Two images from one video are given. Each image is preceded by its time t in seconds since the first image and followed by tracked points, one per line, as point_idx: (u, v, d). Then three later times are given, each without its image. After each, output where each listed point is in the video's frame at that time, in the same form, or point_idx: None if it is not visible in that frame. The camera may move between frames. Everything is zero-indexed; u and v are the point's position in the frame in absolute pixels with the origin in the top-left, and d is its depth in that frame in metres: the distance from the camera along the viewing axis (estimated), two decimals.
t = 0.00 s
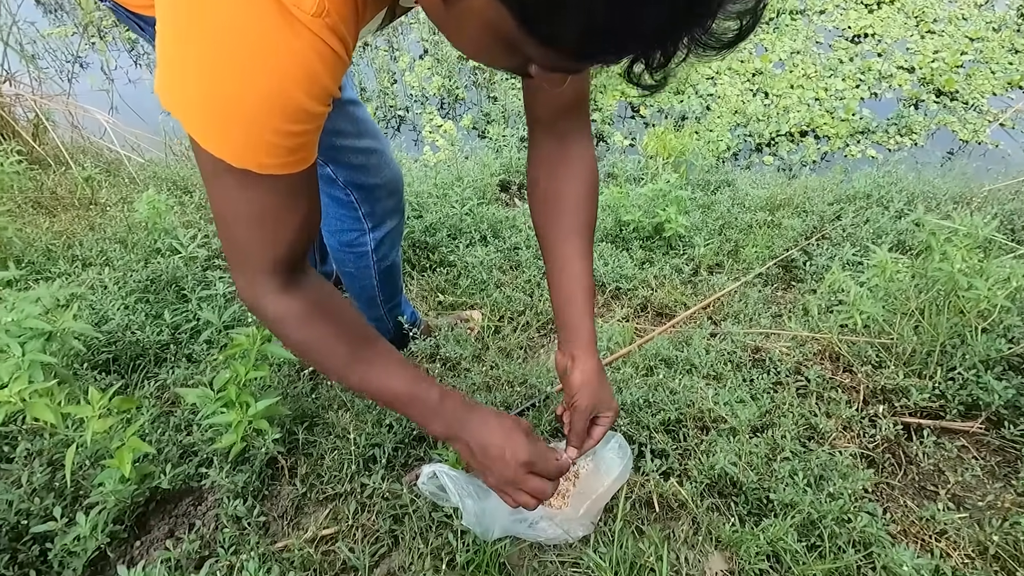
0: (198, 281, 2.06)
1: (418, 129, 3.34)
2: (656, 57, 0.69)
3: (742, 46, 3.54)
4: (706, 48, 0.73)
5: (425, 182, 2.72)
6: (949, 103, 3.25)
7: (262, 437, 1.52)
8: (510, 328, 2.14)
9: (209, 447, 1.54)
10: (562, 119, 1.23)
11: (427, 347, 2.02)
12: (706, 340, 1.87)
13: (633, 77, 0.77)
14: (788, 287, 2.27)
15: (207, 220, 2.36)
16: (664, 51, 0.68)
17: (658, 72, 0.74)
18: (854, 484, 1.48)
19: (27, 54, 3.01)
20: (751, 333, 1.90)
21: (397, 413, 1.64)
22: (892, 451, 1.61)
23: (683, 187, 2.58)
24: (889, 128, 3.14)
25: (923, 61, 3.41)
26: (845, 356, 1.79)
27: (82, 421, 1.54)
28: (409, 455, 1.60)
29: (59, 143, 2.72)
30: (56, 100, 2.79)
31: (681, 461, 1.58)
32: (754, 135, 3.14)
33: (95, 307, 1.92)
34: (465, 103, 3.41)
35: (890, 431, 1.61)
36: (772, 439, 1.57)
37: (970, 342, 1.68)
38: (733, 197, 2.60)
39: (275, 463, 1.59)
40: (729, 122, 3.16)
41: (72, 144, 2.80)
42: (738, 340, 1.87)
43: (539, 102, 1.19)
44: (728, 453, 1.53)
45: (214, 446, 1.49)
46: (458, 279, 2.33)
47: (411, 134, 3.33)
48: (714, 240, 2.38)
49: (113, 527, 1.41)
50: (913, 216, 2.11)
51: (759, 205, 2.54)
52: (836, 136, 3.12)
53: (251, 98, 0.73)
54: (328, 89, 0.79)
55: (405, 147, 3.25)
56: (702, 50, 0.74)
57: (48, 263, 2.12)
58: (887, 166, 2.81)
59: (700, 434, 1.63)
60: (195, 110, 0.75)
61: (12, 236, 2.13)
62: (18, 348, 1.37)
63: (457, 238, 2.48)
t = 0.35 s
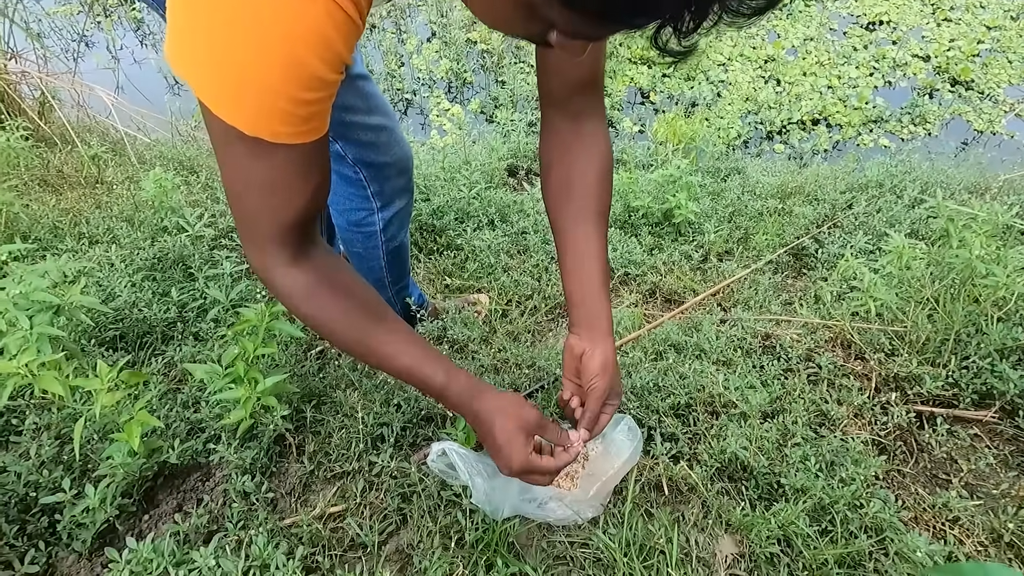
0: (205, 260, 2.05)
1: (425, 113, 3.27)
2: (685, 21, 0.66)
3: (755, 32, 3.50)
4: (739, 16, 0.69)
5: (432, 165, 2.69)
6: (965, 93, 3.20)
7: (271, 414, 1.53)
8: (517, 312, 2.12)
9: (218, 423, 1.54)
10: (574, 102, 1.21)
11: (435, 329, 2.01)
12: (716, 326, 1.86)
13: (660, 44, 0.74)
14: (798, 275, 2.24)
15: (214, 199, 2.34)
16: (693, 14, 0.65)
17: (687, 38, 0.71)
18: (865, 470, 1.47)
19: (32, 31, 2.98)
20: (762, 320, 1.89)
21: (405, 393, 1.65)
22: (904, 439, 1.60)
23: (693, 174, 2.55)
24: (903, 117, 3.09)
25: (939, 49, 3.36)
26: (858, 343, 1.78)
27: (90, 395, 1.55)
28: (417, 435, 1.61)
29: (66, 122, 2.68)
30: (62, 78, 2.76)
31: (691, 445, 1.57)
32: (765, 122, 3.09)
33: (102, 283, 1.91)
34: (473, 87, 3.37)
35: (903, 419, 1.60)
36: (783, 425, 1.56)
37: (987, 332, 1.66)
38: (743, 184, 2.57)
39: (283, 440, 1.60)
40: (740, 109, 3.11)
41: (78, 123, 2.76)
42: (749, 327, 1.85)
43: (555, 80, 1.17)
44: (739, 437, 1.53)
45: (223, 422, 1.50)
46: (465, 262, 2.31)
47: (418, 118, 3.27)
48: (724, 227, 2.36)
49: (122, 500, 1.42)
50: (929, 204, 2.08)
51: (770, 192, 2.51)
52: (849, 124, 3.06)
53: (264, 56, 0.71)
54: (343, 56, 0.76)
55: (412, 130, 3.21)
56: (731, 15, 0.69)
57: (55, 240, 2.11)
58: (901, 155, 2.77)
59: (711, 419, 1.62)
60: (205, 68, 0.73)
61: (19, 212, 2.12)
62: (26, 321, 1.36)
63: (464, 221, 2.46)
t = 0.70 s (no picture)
0: (219, 254, 2.07)
1: (438, 111, 3.27)
2: None
3: (770, 35, 3.48)
4: None
5: (445, 163, 2.69)
6: (983, 99, 3.17)
7: (284, 408, 1.54)
8: (528, 312, 2.12)
9: (231, 416, 1.56)
10: (585, 85, 1.22)
11: (445, 328, 2.01)
12: (727, 330, 1.85)
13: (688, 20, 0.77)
14: (811, 280, 2.23)
15: (229, 193, 2.35)
16: None
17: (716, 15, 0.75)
18: (878, 478, 1.46)
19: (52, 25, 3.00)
20: (774, 325, 1.88)
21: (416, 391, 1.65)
22: (917, 447, 1.59)
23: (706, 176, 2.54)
24: (919, 122, 3.07)
25: (957, 55, 3.33)
26: (871, 350, 1.77)
27: (106, 385, 1.57)
28: (427, 432, 1.62)
29: (84, 115, 2.70)
30: (80, 71, 2.76)
31: (701, 448, 1.57)
32: (779, 126, 3.08)
33: (118, 275, 1.93)
34: (486, 86, 3.37)
35: (916, 427, 1.59)
36: (795, 431, 1.56)
37: (1004, 342, 1.66)
38: (756, 187, 2.55)
39: (295, 434, 1.61)
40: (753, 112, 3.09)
41: (96, 115, 2.78)
42: (760, 332, 1.84)
43: (567, 58, 1.17)
44: (750, 441, 1.53)
45: (236, 415, 1.51)
46: (476, 260, 2.31)
47: (431, 116, 3.26)
48: (737, 230, 2.35)
49: (137, 490, 1.44)
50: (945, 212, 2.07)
51: (783, 197, 2.49)
52: (864, 130, 3.04)
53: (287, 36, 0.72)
54: (361, 35, 0.77)
55: (424, 128, 3.20)
56: None
57: (72, 232, 2.13)
58: (917, 161, 2.75)
59: (721, 423, 1.62)
60: (224, 52, 0.74)
61: (38, 203, 2.14)
62: (46, 310, 1.38)
63: (476, 220, 2.46)
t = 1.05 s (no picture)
0: (239, 259, 2.09)
1: (458, 123, 3.29)
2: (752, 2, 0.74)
3: (791, 57, 3.48)
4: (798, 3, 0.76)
5: (463, 175, 2.70)
6: (1007, 126, 3.14)
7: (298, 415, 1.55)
8: (540, 327, 2.13)
9: (246, 421, 1.57)
10: (575, 20, 1.29)
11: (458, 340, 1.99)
12: (740, 352, 1.85)
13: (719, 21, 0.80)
14: (826, 304, 2.22)
15: (251, 200, 2.38)
16: None
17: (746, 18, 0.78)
18: (891, 509, 1.45)
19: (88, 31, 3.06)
20: (788, 349, 1.86)
21: (428, 403, 1.67)
22: (931, 479, 1.58)
23: (723, 196, 2.53)
24: (941, 148, 3.05)
25: (981, 80, 3.31)
26: (886, 379, 1.76)
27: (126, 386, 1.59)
28: (438, 445, 1.63)
29: (114, 119, 2.75)
30: (113, 76, 2.79)
31: (711, 472, 1.57)
32: (798, 147, 3.06)
33: (141, 278, 1.96)
34: (506, 100, 3.39)
35: (931, 459, 1.57)
36: (806, 457, 1.55)
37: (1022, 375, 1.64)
38: (774, 208, 2.54)
39: (307, 441, 1.62)
40: (773, 133, 3.08)
41: (126, 120, 2.82)
42: (774, 355, 1.83)
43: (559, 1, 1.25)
44: (761, 467, 1.52)
45: (251, 421, 1.53)
46: (491, 273, 2.32)
47: (451, 128, 3.28)
48: (753, 251, 2.34)
49: (153, 491, 1.45)
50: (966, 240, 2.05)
51: (801, 219, 2.48)
52: (885, 153, 3.02)
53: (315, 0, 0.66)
54: None
55: (444, 140, 3.21)
56: None
57: (100, 234, 2.16)
58: (938, 186, 2.72)
59: (732, 447, 1.61)
60: (248, 19, 0.69)
61: (68, 205, 2.17)
62: (74, 311, 1.41)
63: (492, 233, 2.47)
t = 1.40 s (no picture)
0: (262, 282, 2.13)
1: (479, 155, 3.35)
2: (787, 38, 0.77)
3: (811, 98, 3.50)
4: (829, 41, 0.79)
5: (482, 206, 2.74)
6: None
7: (310, 440, 1.57)
8: (552, 359, 2.13)
9: (259, 443, 1.59)
10: None
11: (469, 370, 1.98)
12: (751, 394, 1.84)
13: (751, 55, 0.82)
14: (841, 348, 2.21)
15: (276, 224, 2.42)
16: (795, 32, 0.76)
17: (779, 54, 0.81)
18: (901, 563, 1.43)
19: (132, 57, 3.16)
20: (800, 392, 1.86)
21: (437, 432, 1.68)
22: (944, 533, 1.56)
23: (740, 235, 2.54)
24: (962, 193, 3.04)
25: (1003, 127, 3.31)
26: (900, 427, 1.75)
27: (148, 404, 1.63)
28: (445, 474, 1.63)
29: (151, 142, 2.83)
30: (153, 102, 2.90)
31: (717, 515, 1.56)
32: (816, 188, 3.07)
33: (168, 297, 2.00)
34: (527, 133, 3.44)
35: (944, 513, 1.55)
36: (815, 505, 1.54)
37: None
38: (790, 249, 2.54)
39: (317, 465, 1.64)
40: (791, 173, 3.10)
41: (162, 144, 2.91)
42: (786, 398, 1.82)
43: None
44: (768, 513, 1.51)
45: (265, 443, 1.55)
46: (505, 304, 2.34)
47: (472, 159, 3.33)
48: (767, 291, 2.34)
49: (166, 509, 1.47)
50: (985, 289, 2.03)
51: (817, 260, 2.48)
52: (904, 197, 3.02)
53: (408, 30, 0.67)
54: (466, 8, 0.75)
55: (465, 171, 3.27)
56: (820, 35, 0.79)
57: (132, 253, 2.21)
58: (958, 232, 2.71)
59: (740, 491, 1.61)
60: (339, 57, 0.68)
61: (104, 224, 2.22)
62: (104, 330, 1.47)
63: (508, 264, 2.50)
